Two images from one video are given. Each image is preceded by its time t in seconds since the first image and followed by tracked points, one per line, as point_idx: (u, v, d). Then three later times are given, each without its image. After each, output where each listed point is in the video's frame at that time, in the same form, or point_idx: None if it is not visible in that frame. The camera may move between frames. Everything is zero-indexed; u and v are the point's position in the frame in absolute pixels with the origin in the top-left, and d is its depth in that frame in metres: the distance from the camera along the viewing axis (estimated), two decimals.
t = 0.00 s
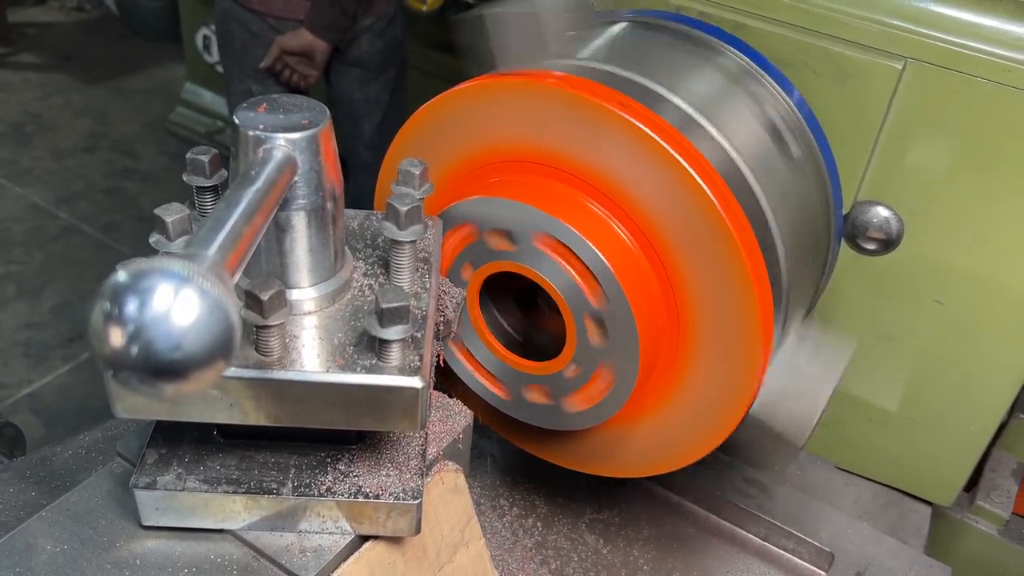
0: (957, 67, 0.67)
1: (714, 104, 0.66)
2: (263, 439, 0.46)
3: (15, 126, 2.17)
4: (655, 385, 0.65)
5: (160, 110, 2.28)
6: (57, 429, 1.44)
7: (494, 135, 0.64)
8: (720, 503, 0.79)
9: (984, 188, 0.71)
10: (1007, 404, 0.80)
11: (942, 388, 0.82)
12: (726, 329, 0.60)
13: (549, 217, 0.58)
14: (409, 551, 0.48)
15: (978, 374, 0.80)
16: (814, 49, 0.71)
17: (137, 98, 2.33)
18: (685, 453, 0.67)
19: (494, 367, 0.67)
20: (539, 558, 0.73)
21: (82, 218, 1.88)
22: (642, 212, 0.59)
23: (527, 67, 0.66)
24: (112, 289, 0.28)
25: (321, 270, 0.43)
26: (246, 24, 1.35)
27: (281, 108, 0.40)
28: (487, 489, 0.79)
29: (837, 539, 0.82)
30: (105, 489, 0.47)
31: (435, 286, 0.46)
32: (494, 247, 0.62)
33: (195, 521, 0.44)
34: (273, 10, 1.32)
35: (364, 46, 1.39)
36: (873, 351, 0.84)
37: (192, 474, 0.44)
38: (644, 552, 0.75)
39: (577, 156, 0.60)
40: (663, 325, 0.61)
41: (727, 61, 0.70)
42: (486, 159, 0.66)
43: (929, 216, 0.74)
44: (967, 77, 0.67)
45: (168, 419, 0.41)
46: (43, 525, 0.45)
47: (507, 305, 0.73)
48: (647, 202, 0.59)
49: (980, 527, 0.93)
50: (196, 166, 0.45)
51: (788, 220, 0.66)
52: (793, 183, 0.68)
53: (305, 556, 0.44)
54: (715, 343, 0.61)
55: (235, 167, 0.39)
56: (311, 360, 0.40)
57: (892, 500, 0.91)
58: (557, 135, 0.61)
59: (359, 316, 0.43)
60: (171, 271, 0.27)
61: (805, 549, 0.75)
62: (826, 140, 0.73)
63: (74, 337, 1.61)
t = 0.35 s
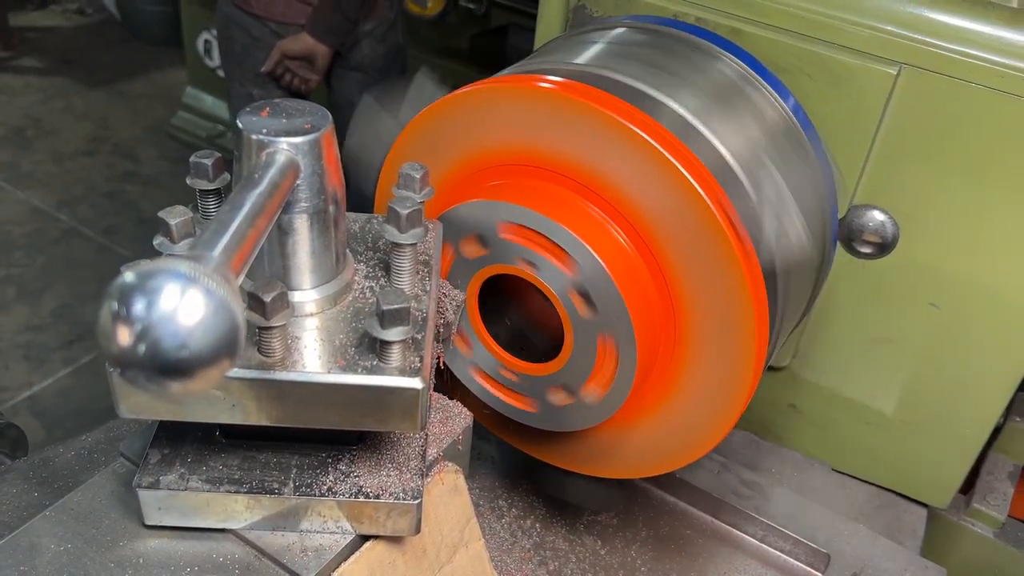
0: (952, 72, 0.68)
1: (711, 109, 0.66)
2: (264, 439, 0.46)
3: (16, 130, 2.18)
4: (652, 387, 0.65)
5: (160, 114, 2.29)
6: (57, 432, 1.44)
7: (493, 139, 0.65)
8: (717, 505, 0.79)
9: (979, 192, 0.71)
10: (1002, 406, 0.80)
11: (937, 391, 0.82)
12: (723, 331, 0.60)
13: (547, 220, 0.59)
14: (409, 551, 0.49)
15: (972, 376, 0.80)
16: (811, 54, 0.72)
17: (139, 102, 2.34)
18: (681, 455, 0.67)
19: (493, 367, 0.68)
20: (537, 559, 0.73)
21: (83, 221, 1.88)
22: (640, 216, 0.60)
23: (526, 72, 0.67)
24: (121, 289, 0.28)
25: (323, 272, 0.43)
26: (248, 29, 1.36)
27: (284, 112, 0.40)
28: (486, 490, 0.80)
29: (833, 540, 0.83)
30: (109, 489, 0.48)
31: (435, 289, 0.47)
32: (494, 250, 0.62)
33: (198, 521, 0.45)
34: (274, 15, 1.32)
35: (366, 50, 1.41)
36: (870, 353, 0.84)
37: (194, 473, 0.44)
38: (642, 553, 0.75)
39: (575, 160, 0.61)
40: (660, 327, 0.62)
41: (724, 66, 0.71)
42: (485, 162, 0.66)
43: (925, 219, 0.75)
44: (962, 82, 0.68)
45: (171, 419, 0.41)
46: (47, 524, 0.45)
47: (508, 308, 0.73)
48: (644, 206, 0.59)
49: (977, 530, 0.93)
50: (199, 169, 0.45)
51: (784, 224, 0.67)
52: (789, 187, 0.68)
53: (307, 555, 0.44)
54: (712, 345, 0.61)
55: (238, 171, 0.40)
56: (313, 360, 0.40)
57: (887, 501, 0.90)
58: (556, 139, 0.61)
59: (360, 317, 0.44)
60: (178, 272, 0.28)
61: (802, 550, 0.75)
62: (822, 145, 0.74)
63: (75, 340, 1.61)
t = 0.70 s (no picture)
0: (949, 73, 0.68)
1: (710, 110, 0.67)
2: (267, 437, 0.46)
3: (18, 133, 2.18)
4: (651, 386, 0.66)
5: (162, 117, 2.30)
6: (57, 435, 1.44)
7: (494, 140, 0.65)
8: (717, 505, 0.80)
9: (977, 194, 0.72)
10: (999, 406, 0.80)
11: (936, 391, 0.83)
12: (722, 330, 0.60)
13: (548, 220, 0.59)
14: (411, 549, 0.49)
15: (970, 377, 0.80)
16: (809, 56, 0.73)
17: (140, 106, 2.35)
18: (680, 454, 0.68)
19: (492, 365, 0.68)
20: (537, 559, 0.73)
21: (85, 224, 1.89)
22: (640, 215, 0.60)
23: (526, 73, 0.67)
24: (129, 284, 0.29)
25: (326, 271, 0.44)
26: (250, 32, 1.36)
27: (288, 112, 0.41)
28: (486, 490, 0.80)
29: (832, 540, 0.83)
30: (113, 487, 0.48)
31: (437, 288, 0.47)
32: (495, 250, 0.63)
33: (202, 518, 0.45)
34: (276, 18, 1.33)
35: (367, 53, 1.40)
36: (869, 354, 0.85)
37: (198, 471, 0.45)
38: (642, 553, 0.75)
39: (575, 160, 0.61)
40: (659, 327, 0.62)
41: (723, 68, 0.72)
42: (486, 163, 0.67)
43: (923, 220, 0.75)
44: (959, 83, 0.68)
45: (175, 416, 0.41)
46: (52, 521, 0.46)
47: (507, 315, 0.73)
48: (644, 206, 0.60)
49: (976, 530, 0.94)
50: (204, 170, 0.46)
51: (783, 225, 0.67)
52: (788, 188, 0.69)
53: (309, 552, 0.45)
54: (711, 345, 0.61)
55: (243, 171, 0.40)
56: (316, 358, 0.41)
57: (886, 502, 0.91)
58: (556, 140, 0.62)
59: (363, 316, 0.44)
60: (186, 267, 0.28)
61: (801, 550, 0.76)
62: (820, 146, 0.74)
63: (76, 343, 1.61)
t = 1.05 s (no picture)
0: (947, 74, 0.68)
1: (707, 111, 0.67)
2: (266, 438, 0.46)
3: (19, 135, 2.19)
4: (648, 387, 0.66)
5: (163, 119, 2.30)
6: (58, 436, 1.45)
7: (492, 141, 0.65)
8: (715, 505, 0.80)
9: (974, 193, 0.72)
10: (997, 406, 0.80)
11: (935, 391, 0.83)
12: (719, 331, 0.60)
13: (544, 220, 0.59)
14: (410, 550, 0.49)
15: (968, 377, 0.80)
16: (806, 57, 0.73)
17: (141, 108, 2.35)
18: (677, 455, 0.68)
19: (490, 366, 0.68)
20: (536, 559, 0.73)
21: (86, 225, 1.89)
22: (637, 216, 0.60)
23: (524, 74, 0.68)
24: (125, 285, 0.29)
25: (324, 273, 0.44)
26: (250, 33, 1.36)
27: (286, 114, 0.41)
28: (485, 490, 0.80)
29: (831, 540, 0.83)
30: (112, 488, 0.48)
31: (435, 289, 0.47)
32: (493, 250, 0.63)
33: (201, 520, 0.45)
34: (276, 19, 1.33)
35: (367, 54, 1.44)
36: (867, 355, 0.85)
37: (197, 472, 0.45)
38: (641, 553, 0.75)
39: (573, 161, 0.62)
40: (656, 327, 0.62)
41: (721, 69, 0.72)
42: (483, 164, 0.67)
43: (921, 220, 0.75)
44: (956, 84, 0.68)
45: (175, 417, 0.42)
46: (52, 522, 0.46)
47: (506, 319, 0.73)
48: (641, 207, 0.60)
49: (975, 531, 0.93)
50: (203, 171, 0.46)
51: (781, 225, 0.67)
52: (786, 189, 0.69)
53: (308, 553, 0.45)
54: (707, 345, 0.62)
55: (242, 172, 0.40)
56: (314, 359, 0.41)
57: (885, 502, 0.90)
58: (553, 141, 0.62)
59: (361, 317, 0.44)
60: (182, 268, 0.28)
61: (799, 550, 0.75)
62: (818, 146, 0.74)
63: (76, 344, 1.62)
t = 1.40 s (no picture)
0: (944, 71, 0.69)
1: (706, 108, 0.67)
2: (266, 435, 0.46)
3: (20, 135, 2.19)
4: (646, 383, 0.66)
5: (163, 118, 2.30)
6: (59, 436, 1.45)
7: (490, 138, 0.65)
8: (714, 503, 0.80)
9: (972, 190, 0.72)
10: (996, 402, 0.80)
11: (934, 388, 0.83)
12: (717, 328, 0.61)
13: (543, 217, 0.59)
14: (410, 547, 0.49)
15: (966, 374, 0.80)
16: (804, 54, 0.73)
17: (142, 107, 2.35)
18: (675, 451, 0.68)
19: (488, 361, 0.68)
20: (535, 556, 0.74)
21: (87, 225, 1.89)
22: (634, 213, 0.60)
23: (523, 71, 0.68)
24: (124, 280, 0.29)
25: (324, 270, 0.44)
26: (250, 33, 1.37)
27: (285, 111, 0.41)
28: (484, 488, 0.80)
29: (830, 537, 0.83)
30: (112, 485, 0.48)
31: (435, 286, 0.47)
32: (492, 248, 0.63)
33: (201, 516, 0.45)
34: (276, 18, 1.33)
35: (367, 54, 1.41)
36: (866, 352, 0.85)
37: (197, 469, 0.45)
38: (640, 550, 0.75)
39: (571, 158, 0.62)
40: (654, 323, 0.62)
41: (719, 66, 0.72)
42: (482, 161, 0.67)
43: (919, 218, 0.75)
44: (953, 80, 0.68)
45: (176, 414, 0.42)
46: (52, 519, 0.46)
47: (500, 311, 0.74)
48: (638, 204, 0.60)
49: (974, 528, 0.94)
50: (202, 169, 0.46)
51: (779, 222, 0.67)
52: (784, 186, 0.69)
53: (308, 549, 0.45)
54: (705, 342, 0.62)
55: (241, 169, 0.40)
56: (314, 356, 0.41)
57: (885, 499, 0.90)
58: (552, 138, 0.62)
59: (361, 314, 0.44)
60: (181, 262, 0.28)
61: (798, 547, 0.76)
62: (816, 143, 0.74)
63: (76, 344, 1.62)
